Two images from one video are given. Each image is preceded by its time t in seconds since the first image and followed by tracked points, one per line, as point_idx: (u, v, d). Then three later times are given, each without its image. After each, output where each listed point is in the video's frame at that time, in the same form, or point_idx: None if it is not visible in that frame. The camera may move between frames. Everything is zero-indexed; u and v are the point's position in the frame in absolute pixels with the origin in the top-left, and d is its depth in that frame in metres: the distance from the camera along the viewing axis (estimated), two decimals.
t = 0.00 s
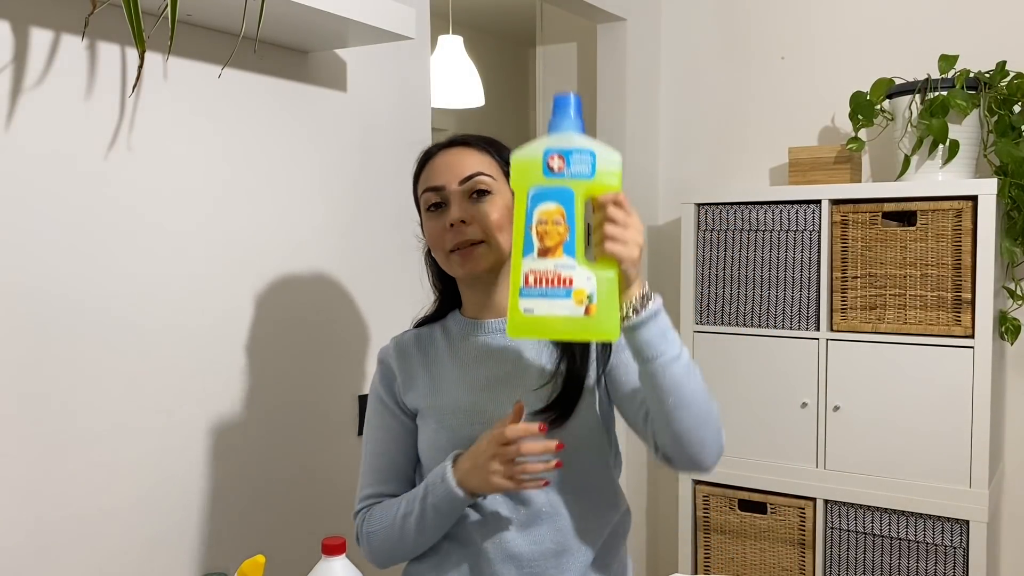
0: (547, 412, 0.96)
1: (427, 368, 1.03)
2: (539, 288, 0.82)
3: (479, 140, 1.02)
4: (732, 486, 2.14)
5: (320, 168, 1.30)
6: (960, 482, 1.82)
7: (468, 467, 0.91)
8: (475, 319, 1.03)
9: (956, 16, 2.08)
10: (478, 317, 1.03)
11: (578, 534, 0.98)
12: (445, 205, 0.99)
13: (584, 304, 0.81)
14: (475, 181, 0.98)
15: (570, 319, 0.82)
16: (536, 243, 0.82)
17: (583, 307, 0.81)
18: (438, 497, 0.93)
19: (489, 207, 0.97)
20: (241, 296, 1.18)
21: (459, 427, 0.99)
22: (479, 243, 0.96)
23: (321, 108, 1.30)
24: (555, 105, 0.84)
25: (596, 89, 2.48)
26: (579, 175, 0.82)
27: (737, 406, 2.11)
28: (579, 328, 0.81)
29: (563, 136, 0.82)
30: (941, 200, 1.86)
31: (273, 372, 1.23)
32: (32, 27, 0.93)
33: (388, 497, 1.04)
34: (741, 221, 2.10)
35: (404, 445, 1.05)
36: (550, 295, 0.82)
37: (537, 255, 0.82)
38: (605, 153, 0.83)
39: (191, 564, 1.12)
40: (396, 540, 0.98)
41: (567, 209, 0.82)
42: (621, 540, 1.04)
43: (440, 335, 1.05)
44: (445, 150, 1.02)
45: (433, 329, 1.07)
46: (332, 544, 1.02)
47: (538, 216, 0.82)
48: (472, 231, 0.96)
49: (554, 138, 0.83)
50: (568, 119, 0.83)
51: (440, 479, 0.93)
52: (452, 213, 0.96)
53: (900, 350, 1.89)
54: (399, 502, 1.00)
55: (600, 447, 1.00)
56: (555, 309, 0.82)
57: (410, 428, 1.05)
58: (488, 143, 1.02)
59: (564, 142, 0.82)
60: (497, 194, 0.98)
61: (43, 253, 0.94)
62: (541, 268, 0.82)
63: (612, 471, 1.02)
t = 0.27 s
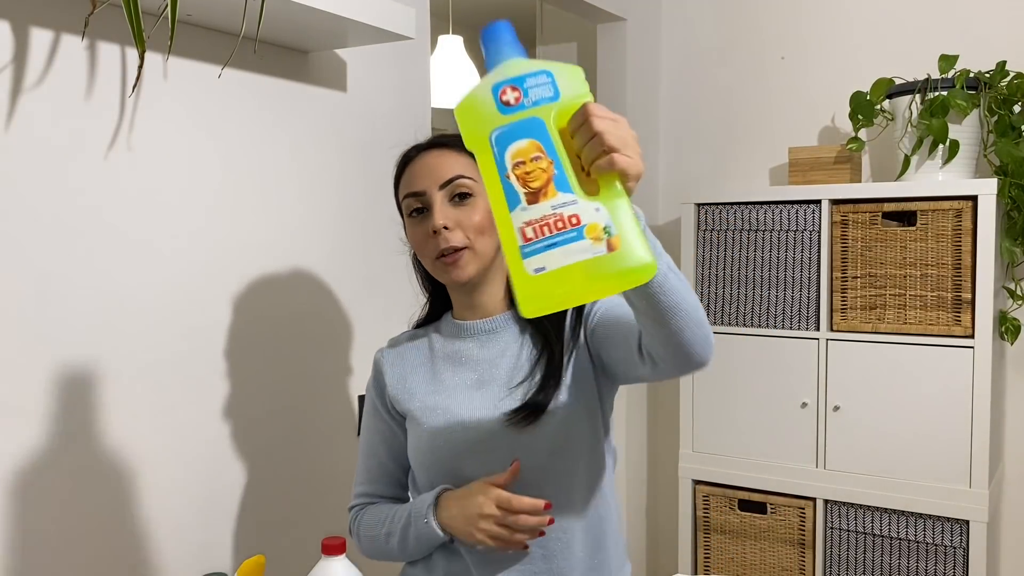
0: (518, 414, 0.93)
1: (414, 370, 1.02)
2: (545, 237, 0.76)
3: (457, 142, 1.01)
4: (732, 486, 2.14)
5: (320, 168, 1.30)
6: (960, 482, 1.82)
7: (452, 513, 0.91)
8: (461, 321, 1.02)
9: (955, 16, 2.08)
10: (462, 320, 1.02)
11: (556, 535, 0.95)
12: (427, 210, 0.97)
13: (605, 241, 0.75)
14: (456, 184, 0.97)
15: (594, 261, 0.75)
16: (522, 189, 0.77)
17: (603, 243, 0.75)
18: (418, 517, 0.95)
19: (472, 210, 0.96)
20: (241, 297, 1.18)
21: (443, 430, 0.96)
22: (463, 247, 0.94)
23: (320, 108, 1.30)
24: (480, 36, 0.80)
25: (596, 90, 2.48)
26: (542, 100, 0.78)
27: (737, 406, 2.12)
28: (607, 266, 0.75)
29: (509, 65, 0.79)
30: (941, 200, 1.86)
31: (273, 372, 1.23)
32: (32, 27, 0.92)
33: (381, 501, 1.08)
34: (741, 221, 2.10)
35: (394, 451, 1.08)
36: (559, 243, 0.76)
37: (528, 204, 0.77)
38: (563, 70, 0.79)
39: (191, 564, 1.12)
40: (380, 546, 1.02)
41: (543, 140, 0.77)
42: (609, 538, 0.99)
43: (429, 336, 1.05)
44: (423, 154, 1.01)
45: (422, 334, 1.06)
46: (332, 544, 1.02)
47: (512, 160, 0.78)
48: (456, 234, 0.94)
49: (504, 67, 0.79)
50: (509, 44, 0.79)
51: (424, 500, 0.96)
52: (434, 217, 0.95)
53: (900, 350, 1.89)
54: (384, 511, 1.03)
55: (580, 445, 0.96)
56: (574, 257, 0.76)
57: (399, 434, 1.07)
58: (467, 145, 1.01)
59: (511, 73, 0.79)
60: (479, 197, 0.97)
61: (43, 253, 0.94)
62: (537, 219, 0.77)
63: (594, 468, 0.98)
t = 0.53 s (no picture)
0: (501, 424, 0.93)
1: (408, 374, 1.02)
2: (502, 303, 0.72)
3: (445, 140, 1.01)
4: (732, 486, 2.14)
5: (319, 168, 1.30)
6: (960, 483, 1.82)
7: (456, 528, 0.92)
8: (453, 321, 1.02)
9: (956, 17, 2.08)
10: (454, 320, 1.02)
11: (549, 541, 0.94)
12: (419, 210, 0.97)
13: (576, 310, 0.72)
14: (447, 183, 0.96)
15: (563, 333, 0.72)
16: (476, 235, 0.72)
17: (573, 312, 0.72)
18: (418, 529, 0.96)
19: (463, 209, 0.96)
20: (241, 296, 1.18)
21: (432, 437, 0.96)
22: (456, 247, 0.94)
23: (320, 108, 1.30)
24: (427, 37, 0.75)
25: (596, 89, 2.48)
26: (504, 126, 0.74)
27: (737, 407, 2.12)
28: (577, 341, 0.72)
29: (461, 82, 0.73)
30: (941, 200, 1.85)
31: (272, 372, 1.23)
32: (32, 27, 0.92)
33: (377, 503, 1.09)
34: (741, 221, 2.10)
35: (389, 452, 1.09)
36: (523, 311, 0.72)
37: (485, 259, 0.72)
38: (526, 86, 0.74)
39: (190, 564, 1.12)
40: (375, 551, 1.02)
41: (504, 180, 0.73)
42: (604, 543, 0.98)
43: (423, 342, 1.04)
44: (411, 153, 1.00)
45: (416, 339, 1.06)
46: (332, 544, 1.02)
47: (468, 205, 0.73)
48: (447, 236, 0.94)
49: (458, 78, 0.74)
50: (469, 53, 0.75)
51: (424, 512, 0.96)
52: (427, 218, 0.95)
53: (900, 350, 1.89)
54: (380, 516, 1.03)
55: (569, 448, 0.96)
56: (539, 329, 0.72)
57: (393, 436, 1.08)
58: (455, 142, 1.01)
59: (462, 92, 0.73)
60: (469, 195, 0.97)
61: (42, 253, 0.94)
62: (496, 278, 0.72)
63: (585, 470, 0.98)
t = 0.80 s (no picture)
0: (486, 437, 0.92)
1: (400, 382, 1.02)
2: (467, 371, 0.73)
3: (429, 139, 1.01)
4: (732, 487, 2.14)
5: (318, 168, 1.30)
6: (960, 483, 1.82)
7: (451, 542, 0.92)
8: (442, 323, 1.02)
9: (956, 16, 2.08)
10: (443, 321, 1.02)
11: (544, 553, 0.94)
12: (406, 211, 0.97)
13: (543, 392, 0.73)
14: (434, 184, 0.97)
15: (525, 414, 0.73)
16: (452, 294, 0.73)
17: (541, 394, 0.73)
18: (412, 543, 0.96)
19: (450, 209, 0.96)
20: (240, 296, 1.18)
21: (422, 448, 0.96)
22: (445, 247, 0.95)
23: (320, 108, 1.30)
24: (446, 71, 0.75)
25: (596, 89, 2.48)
26: (504, 180, 0.74)
27: (736, 407, 2.11)
28: (542, 423, 0.73)
29: (473, 125, 0.74)
30: (941, 199, 1.85)
31: (272, 372, 1.23)
32: (31, 27, 0.92)
33: (376, 509, 1.09)
34: (741, 221, 2.11)
35: (385, 458, 1.09)
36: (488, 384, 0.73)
37: (457, 320, 0.73)
38: (537, 140, 0.75)
39: (190, 565, 1.12)
40: (372, 560, 1.03)
41: (493, 240, 0.74)
42: (600, 548, 0.98)
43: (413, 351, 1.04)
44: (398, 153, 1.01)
45: (408, 346, 1.05)
46: (332, 544, 1.01)
47: (452, 261, 0.73)
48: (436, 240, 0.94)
49: (467, 122, 0.74)
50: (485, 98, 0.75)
51: (418, 525, 0.96)
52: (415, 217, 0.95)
53: (901, 350, 1.89)
54: (376, 525, 1.03)
55: (559, 456, 0.95)
56: (501, 406, 0.73)
57: (388, 442, 1.08)
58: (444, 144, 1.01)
59: (471, 136, 0.73)
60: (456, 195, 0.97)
61: (42, 253, 0.93)
62: (465, 343, 0.73)
63: (576, 476, 0.98)
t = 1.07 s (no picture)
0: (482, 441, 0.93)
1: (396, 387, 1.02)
2: (468, 403, 0.72)
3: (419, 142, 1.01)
4: (732, 487, 2.14)
5: (318, 168, 1.30)
6: (961, 483, 1.82)
7: (451, 548, 0.91)
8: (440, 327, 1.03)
9: (956, 16, 2.08)
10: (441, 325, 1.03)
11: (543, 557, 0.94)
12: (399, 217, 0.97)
13: (547, 420, 0.72)
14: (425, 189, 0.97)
15: (529, 443, 0.72)
16: (450, 323, 0.73)
17: (544, 422, 0.72)
18: (411, 548, 0.96)
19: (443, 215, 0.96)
20: (240, 296, 1.18)
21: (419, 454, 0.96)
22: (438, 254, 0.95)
23: (319, 107, 1.30)
24: (431, 95, 0.74)
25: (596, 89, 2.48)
26: (496, 204, 0.73)
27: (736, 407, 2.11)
28: (546, 451, 0.72)
29: (458, 151, 0.73)
30: (942, 199, 1.85)
31: (272, 372, 1.23)
32: (31, 27, 0.92)
33: (374, 513, 1.09)
34: (741, 221, 2.11)
35: (382, 462, 1.09)
36: (489, 414, 0.72)
37: (455, 349, 0.73)
38: (526, 160, 0.74)
39: (190, 565, 1.12)
40: (371, 565, 1.03)
41: (486, 266, 0.73)
42: (599, 550, 0.98)
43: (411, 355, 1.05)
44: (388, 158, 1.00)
45: (404, 351, 1.06)
46: (332, 545, 0.99)
47: (447, 291, 0.73)
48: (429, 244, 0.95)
49: (456, 146, 0.73)
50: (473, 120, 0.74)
51: (416, 531, 0.96)
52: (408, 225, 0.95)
53: (901, 350, 1.88)
54: (374, 529, 1.03)
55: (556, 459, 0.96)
56: (504, 436, 0.72)
57: (386, 447, 1.08)
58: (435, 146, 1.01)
59: (458, 162, 0.73)
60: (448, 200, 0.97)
61: (43, 253, 0.94)
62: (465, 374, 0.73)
63: (575, 478, 0.98)
